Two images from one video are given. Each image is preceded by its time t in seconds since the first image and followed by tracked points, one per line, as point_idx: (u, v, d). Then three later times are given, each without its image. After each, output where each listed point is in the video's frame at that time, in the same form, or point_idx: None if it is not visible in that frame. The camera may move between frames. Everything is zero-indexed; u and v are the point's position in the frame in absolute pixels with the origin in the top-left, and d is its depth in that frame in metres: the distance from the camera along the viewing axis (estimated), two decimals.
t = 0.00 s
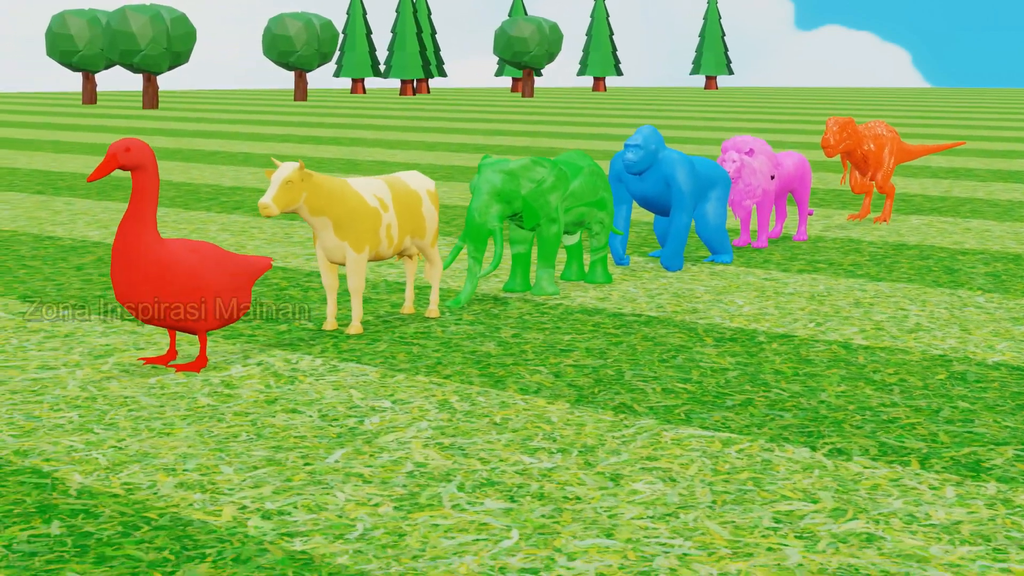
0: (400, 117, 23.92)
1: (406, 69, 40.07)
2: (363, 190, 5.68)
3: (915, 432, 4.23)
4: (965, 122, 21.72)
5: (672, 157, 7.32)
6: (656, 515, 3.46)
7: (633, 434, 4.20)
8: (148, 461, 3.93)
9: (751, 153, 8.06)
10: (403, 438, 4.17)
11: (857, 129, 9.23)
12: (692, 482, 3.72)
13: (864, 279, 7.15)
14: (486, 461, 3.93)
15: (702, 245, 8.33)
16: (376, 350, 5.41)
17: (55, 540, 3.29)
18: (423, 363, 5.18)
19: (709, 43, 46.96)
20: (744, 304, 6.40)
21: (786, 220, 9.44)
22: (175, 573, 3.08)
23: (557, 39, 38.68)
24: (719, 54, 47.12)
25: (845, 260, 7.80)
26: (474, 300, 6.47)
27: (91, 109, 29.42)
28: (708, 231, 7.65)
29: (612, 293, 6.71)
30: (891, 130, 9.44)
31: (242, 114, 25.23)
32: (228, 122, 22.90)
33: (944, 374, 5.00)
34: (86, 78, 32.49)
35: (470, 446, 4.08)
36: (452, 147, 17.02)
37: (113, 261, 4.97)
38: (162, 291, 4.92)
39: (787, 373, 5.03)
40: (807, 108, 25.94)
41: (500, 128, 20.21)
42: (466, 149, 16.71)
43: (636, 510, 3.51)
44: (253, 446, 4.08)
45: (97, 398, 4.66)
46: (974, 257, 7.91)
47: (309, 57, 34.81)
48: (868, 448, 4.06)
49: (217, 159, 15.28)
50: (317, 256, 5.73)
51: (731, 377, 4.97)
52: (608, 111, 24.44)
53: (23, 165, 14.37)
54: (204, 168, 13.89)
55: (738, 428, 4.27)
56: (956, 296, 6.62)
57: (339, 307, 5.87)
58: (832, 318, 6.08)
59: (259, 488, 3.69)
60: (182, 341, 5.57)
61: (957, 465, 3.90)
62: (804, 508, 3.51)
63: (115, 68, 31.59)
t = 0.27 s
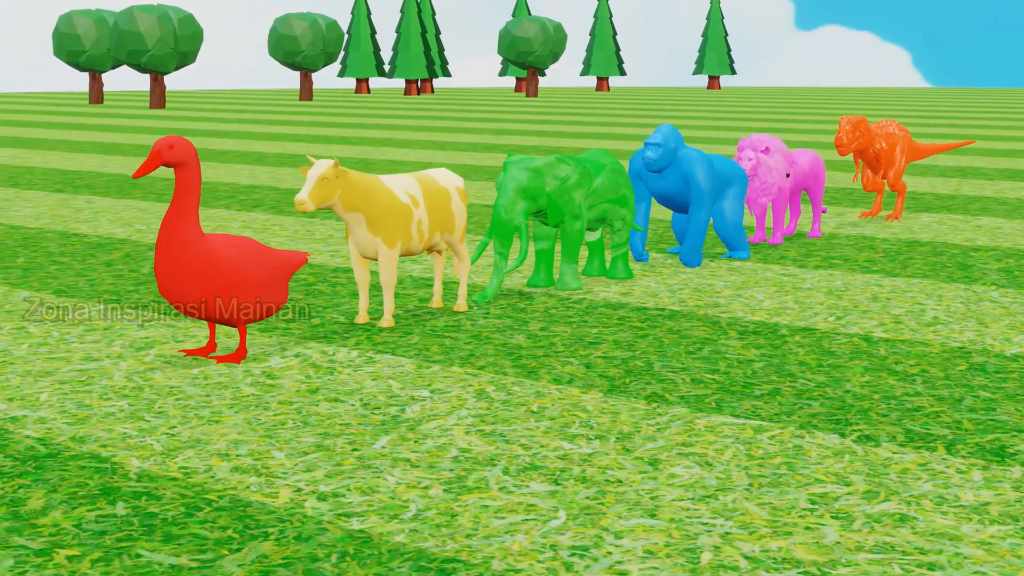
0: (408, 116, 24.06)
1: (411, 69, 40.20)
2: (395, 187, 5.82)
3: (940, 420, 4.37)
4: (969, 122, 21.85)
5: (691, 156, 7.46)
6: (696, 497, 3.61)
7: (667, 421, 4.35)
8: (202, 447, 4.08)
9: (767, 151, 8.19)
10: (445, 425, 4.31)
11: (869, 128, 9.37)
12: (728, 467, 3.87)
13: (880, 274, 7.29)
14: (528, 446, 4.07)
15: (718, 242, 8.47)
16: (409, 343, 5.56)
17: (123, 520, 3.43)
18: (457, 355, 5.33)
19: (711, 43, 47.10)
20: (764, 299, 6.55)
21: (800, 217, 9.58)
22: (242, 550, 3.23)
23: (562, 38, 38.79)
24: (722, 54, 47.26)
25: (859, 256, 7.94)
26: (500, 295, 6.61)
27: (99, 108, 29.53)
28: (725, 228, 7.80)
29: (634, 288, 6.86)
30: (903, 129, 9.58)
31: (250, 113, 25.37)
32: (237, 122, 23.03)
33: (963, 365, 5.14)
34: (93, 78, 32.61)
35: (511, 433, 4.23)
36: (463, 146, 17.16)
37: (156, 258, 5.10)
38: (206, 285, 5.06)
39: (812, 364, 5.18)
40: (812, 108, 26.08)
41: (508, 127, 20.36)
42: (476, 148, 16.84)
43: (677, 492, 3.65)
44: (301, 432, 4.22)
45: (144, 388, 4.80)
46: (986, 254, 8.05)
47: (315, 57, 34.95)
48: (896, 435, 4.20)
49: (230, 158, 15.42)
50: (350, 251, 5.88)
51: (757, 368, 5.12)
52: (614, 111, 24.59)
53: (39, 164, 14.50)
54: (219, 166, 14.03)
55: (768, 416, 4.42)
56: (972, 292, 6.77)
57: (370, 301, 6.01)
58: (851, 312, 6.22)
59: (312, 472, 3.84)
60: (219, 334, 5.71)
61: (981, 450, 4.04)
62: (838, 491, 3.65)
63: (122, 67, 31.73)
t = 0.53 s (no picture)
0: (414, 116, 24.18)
1: (415, 69, 40.31)
2: (420, 184, 5.93)
3: (960, 410, 4.49)
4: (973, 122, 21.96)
5: (707, 154, 7.58)
6: (728, 483, 3.73)
7: (695, 412, 4.47)
8: (244, 436, 4.20)
9: (780, 150, 8.32)
10: (479, 415, 4.43)
11: (879, 127, 9.49)
12: (756, 454, 3.99)
13: (893, 271, 7.41)
14: (561, 435, 4.20)
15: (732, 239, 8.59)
16: (436, 337, 5.68)
17: (176, 504, 3.55)
18: (484, 348, 5.45)
19: (714, 43, 47.22)
20: (780, 294, 6.67)
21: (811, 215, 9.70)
22: (293, 532, 3.35)
23: (565, 38, 38.90)
24: (725, 54, 47.38)
25: (871, 253, 8.06)
26: (521, 291, 6.73)
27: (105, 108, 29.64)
28: (739, 225, 7.92)
29: (652, 284, 6.98)
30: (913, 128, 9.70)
31: (256, 113, 25.49)
32: (244, 121, 23.15)
33: (980, 358, 5.26)
34: (99, 78, 32.73)
35: (543, 422, 4.35)
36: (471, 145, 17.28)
37: (191, 254, 5.23)
38: (240, 280, 5.18)
39: (832, 357, 5.30)
40: (816, 108, 26.19)
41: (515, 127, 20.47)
42: (484, 147, 16.96)
43: (709, 478, 3.77)
44: (339, 422, 4.35)
45: (182, 380, 4.93)
46: (996, 251, 8.17)
47: (319, 57, 35.06)
48: (917, 425, 4.33)
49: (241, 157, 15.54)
50: (377, 247, 6.00)
51: (778, 360, 5.24)
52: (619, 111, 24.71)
53: (53, 163, 14.63)
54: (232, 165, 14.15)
55: (792, 406, 4.54)
56: (984, 288, 6.89)
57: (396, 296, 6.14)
58: (867, 307, 6.34)
59: (354, 459, 3.96)
60: (250, 329, 5.83)
61: (1002, 439, 4.16)
62: (865, 476, 3.78)
63: (128, 67, 31.87)
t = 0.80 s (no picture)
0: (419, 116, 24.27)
1: (418, 69, 40.41)
2: (441, 182, 6.02)
3: (974, 403, 4.59)
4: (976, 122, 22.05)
5: (718, 153, 7.68)
6: (752, 472, 3.83)
7: (715, 404, 4.57)
8: (276, 427, 4.30)
9: (790, 149, 8.41)
10: (504, 407, 4.53)
11: (887, 127, 9.59)
12: (778, 445, 4.09)
13: (903, 268, 7.51)
14: (586, 426, 4.29)
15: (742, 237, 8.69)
16: (457, 332, 5.78)
17: (215, 492, 3.65)
18: (505, 343, 5.54)
19: (716, 43, 47.31)
20: (793, 291, 6.77)
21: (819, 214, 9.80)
22: (332, 518, 3.45)
23: (568, 38, 39.01)
24: (726, 54, 47.47)
25: (881, 251, 8.16)
26: (537, 288, 6.83)
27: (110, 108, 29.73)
28: (750, 224, 8.01)
29: (666, 281, 7.08)
30: (920, 127, 9.80)
31: (262, 113, 25.57)
32: (250, 121, 23.24)
33: (992, 353, 5.36)
34: (103, 78, 32.82)
35: (568, 414, 4.45)
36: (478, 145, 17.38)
37: (218, 251, 5.32)
38: (266, 277, 5.28)
39: (846, 352, 5.39)
40: (819, 108, 26.29)
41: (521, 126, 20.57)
42: (491, 147, 17.05)
43: (732, 467, 3.87)
44: (368, 414, 4.44)
45: (211, 373, 5.03)
46: (1003, 249, 8.27)
47: (323, 57, 35.16)
48: (934, 417, 4.42)
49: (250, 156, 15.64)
50: (397, 244, 6.10)
51: (794, 355, 5.33)
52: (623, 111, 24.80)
53: (64, 163, 14.72)
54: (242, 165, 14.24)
55: (811, 399, 4.64)
56: (993, 284, 6.98)
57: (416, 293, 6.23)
58: (879, 303, 6.44)
59: (385, 449, 4.05)
60: (273, 325, 5.93)
61: (1017, 430, 4.26)
62: (885, 466, 3.87)
63: (133, 67, 32.00)
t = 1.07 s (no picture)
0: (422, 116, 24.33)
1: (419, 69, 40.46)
2: (455, 181, 6.09)
3: (985, 397, 4.66)
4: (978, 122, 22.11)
5: (727, 152, 7.74)
6: (769, 464, 3.90)
7: (730, 399, 4.64)
8: (299, 421, 4.37)
9: (797, 148, 8.48)
10: (522, 402, 4.60)
11: (893, 125, 9.67)
12: (793, 438, 4.16)
13: (910, 266, 7.58)
14: (603, 421, 4.36)
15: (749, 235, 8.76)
16: (471, 328, 5.85)
17: (242, 484, 3.72)
18: (519, 340, 5.61)
19: (717, 43, 47.36)
20: (802, 288, 6.84)
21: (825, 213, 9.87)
22: (359, 509, 3.52)
23: (570, 39, 39.07)
24: (728, 54, 47.52)
25: (887, 249, 8.23)
26: (549, 286, 6.90)
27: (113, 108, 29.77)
28: (758, 222, 8.08)
29: (675, 278, 7.15)
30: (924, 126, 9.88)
31: (265, 113, 25.63)
32: (254, 121, 23.30)
33: (1001, 349, 5.43)
34: (106, 78, 32.85)
35: (585, 409, 4.52)
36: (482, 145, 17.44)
37: (237, 248, 5.39)
38: (285, 274, 5.35)
39: (857, 348, 5.46)
40: (821, 108, 26.35)
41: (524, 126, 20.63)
42: (495, 147, 17.11)
43: (749, 460, 3.94)
44: (388, 408, 4.51)
45: (231, 369, 5.10)
46: (1009, 247, 8.34)
47: (326, 57, 35.22)
48: (945, 411, 4.49)
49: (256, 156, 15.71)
50: (412, 242, 6.17)
51: (805, 351, 5.40)
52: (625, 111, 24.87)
53: (71, 162, 14.78)
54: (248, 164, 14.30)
55: (824, 394, 4.70)
56: (1000, 282, 7.05)
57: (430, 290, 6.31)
58: (888, 301, 6.51)
59: (407, 442, 4.12)
60: (290, 321, 6.00)
61: None
62: (899, 459, 3.95)
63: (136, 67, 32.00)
